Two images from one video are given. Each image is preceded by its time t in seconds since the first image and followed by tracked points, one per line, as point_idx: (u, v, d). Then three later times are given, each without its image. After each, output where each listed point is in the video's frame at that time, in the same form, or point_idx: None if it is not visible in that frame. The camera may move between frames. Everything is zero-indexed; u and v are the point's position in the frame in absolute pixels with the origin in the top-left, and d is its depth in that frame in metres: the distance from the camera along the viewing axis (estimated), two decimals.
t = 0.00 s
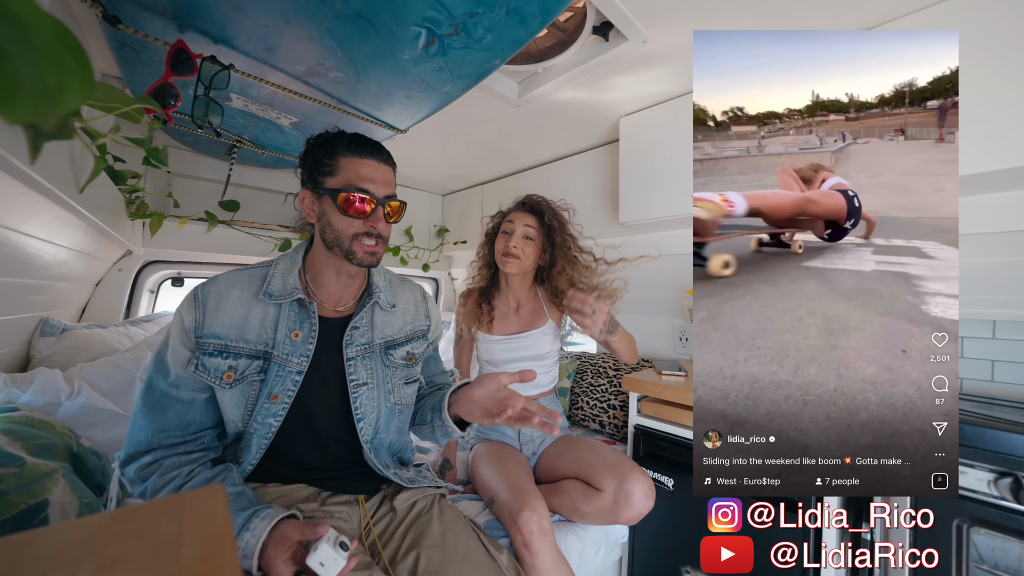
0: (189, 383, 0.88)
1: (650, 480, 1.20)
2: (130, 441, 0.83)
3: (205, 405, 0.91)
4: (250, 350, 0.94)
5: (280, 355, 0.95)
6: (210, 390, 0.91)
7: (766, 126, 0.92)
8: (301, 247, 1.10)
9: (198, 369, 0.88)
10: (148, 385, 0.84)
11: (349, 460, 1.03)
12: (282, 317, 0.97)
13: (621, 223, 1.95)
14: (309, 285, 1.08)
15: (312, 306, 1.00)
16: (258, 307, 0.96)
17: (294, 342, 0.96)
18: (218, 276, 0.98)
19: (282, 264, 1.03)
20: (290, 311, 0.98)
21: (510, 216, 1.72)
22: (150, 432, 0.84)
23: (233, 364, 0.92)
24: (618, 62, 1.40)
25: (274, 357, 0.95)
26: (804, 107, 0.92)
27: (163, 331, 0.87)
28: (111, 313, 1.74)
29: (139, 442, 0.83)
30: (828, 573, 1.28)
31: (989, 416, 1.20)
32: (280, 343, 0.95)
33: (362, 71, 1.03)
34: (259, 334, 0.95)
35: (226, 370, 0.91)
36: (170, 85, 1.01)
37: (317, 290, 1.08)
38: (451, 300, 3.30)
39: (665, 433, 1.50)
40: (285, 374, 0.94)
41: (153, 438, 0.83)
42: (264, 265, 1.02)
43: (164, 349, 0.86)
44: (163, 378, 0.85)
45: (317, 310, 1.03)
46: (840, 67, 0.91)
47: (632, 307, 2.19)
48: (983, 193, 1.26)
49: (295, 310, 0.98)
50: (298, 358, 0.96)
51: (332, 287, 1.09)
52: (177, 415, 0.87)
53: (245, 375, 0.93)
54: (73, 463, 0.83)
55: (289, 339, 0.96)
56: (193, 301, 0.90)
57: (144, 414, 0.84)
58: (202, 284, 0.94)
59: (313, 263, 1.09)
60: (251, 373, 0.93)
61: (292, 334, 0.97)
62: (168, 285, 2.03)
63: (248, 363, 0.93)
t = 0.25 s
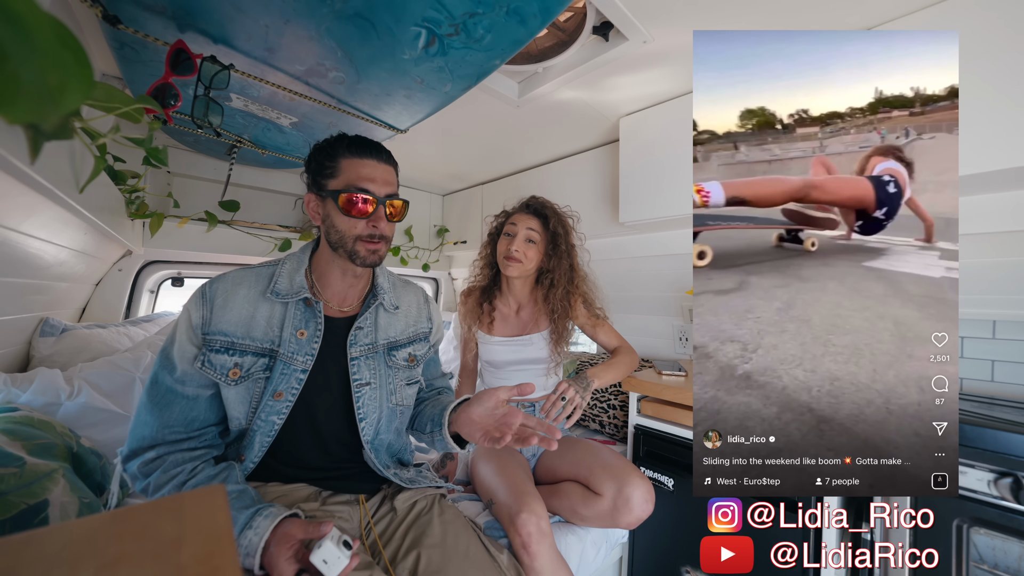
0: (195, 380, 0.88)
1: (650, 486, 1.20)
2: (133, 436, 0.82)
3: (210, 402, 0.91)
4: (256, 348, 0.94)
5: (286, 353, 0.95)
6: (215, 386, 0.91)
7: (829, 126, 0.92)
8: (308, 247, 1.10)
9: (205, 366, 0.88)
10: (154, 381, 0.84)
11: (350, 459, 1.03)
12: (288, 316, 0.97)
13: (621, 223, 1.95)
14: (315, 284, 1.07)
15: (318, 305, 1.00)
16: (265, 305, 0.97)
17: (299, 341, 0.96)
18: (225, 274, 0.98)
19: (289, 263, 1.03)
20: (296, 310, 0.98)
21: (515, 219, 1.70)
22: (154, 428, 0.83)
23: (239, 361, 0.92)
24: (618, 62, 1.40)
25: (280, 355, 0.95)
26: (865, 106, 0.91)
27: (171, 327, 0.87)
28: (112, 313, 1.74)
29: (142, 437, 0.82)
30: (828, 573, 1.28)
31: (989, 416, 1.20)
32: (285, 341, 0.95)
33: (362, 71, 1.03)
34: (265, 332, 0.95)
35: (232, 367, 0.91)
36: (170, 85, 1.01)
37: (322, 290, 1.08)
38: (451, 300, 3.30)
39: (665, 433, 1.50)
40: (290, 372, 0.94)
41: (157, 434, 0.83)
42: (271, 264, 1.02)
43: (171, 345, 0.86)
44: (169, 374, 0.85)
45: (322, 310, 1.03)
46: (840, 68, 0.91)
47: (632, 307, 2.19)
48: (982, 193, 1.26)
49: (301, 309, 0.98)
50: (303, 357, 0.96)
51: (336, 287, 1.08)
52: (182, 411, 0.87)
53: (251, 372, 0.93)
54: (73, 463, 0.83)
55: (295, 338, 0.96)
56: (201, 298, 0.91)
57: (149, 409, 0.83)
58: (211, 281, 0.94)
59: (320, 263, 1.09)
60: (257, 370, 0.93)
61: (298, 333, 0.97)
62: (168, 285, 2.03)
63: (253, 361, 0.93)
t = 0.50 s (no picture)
0: (198, 379, 0.88)
1: (651, 488, 1.20)
2: (136, 435, 0.82)
3: (212, 402, 0.91)
4: (259, 348, 0.94)
5: (289, 354, 0.95)
6: (218, 386, 0.91)
7: (857, 126, 0.92)
8: (311, 247, 1.10)
9: (208, 366, 0.88)
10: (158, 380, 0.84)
11: (351, 459, 1.03)
12: (291, 317, 0.97)
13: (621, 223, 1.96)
14: (317, 286, 1.08)
15: (321, 306, 1.00)
16: (268, 305, 0.97)
17: (302, 342, 0.96)
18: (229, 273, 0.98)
19: (293, 263, 1.03)
20: (299, 311, 0.98)
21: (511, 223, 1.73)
22: (157, 427, 0.83)
23: (242, 362, 0.91)
24: (618, 62, 1.40)
25: (283, 355, 0.95)
26: (897, 104, 0.91)
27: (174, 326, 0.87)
28: (111, 313, 1.74)
29: (146, 437, 0.82)
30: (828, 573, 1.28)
31: (989, 416, 1.20)
32: (288, 342, 0.95)
33: (362, 71, 1.03)
34: (269, 333, 0.95)
35: (235, 367, 0.90)
36: (170, 85, 1.01)
37: (324, 291, 1.08)
38: (451, 301, 3.29)
39: (665, 433, 1.50)
40: (292, 373, 0.94)
41: (160, 433, 0.83)
42: (275, 265, 1.03)
43: (175, 344, 0.86)
44: (173, 373, 0.85)
45: (325, 310, 1.03)
46: (840, 69, 0.91)
47: (632, 307, 2.19)
48: (982, 193, 1.26)
49: (304, 310, 0.99)
50: (306, 357, 0.96)
51: (339, 287, 1.09)
52: (185, 411, 0.87)
53: (254, 372, 0.93)
54: (73, 463, 0.83)
55: (298, 339, 0.96)
56: (204, 298, 0.90)
57: (153, 409, 0.83)
58: (215, 281, 0.94)
59: (322, 264, 1.09)
60: (260, 371, 0.93)
61: (301, 334, 0.97)
62: (168, 285, 2.03)
63: (256, 361, 0.93)
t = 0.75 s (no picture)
0: (200, 378, 0.88)
1: (650, 490, 1.20)
2: (139, 433, 0.83)
3: (215, 401, 0.92)
4: (261, 347, 0.94)
5: (290, 352, 0.95)
6: (220, 385, 0.91)
7: (845, 131, 0.92)
8: (312, 247, 1.11)
9: (210, 364, 0.88)
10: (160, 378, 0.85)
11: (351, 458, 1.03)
12: (293, 316, 0.97)
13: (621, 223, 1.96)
14: (319, 284, 1.08)
15: (323, 304, 1.00)
16: (270, 304, 0.97)
17: (304, 340, 0.96)
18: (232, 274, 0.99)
19: (296, 262, 1.04)
20: (301, 310, 0.98)
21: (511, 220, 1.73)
22: (159, 425, 0.84)
23: (244, 360, 0.92)
24: (618, 62, 1.40)
25: (284, 354, 0.95)
26: (882, 109, 0.91)
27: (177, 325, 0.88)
28: (112, 313, 1.74)
29: (148, 434, 0.83)
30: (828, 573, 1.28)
31: (989, 417, 1.20)
32: (290, 341, 0.95)
33: (362, 71, 1.03)
34: (271, 331, 0.95)
35: (237, 366, 0.91)
36: (170, 85, 1.01)
37: (327, 289, 1.08)
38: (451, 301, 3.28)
39: (665, 433, 1.50)
40: (293, 371, 0.94)
41: (162, 431, 0.84)
42: (277, 263, 1.03)
43: (177, 343, 0.87)
44: (175, 371, 0.86)
45: (327, 309, 1.03)
46: (839, 70, 0.91)
47: (632, 306, 2.19)
48: (982, 193, 1.26)
49: (306, 309, 0.98)
50: (307, 356, 0.96)
51: (342, 284, 1.09)
52: (187, 409, 0.87)
53: (256, 371, 0.93)
54: (73, 463, 0.83)
55: (299, 337, 0.96)
56: (207, 297, 0.92)
57: (155, 406, 0.84)
58: (217, 280, 0.95)
59: (325, 261, 1.09)
60: (261, 369, 0.93)
61: (302, 332, 0.97)
62: (168, 285, 2.03)
63: (258, 360, 0.93)
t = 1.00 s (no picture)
0: (201, 377, 0.88)
1: (649, 491, 1.20)
2: (139, 431, 0.82)
3: (216, 400, 0.91)
4: (262, 346, 0.94)
5: (291, 353, 0.94)
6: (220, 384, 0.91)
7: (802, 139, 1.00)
8: (316, 246, 1.10)
9: (212, 363, 0.88)
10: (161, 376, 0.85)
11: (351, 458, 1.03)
12: (294, 316, 0.97)
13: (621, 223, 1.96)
14: (322, 285, 1.08)
15: (325, 305, 0.99)
16: (271, 305, 0.97)
17: (305, 341, 0.96)
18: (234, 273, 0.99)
19: (298, 262, 1.03)
20: (302, 310, 0.98)
21: (522, 223, 1.67)
22: (160, 424, 0.83)
23: (245, 359, 0.92)
24: (618, 62, 1.40)
25: (286, 354, 0.95)
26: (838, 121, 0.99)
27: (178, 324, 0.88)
28: (111, 313, 1.74)
29: (148, 433, 0.82)
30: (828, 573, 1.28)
31: (989, 417, 1.21)
32: (292, 341, 0.95)
33: (362, 71, 1.03)
34: (272, 331, 0.95)
35: (238, 365, 0.91)
36: (170, 85, 1.01)
37: (329, 290, 1.08)
38: (451, 300, 3.27)
39: (665, 433, 1.50)
40: (295, 372, 0.94)
41: (162, 430, 0.83)
42: (279, 263, 1.02)
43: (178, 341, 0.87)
44: (176, 371, 0.85)
45: (329, 310, 1.02)
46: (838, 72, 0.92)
47: (632, 307, 2.19)
48: (982, 193, 1.26)
49: (307, 310, 0.98)
50: (308, 356, 0.96)
51: (343, 287, 1.08)
52: (188, 408, 0.87)
53: (256, 370, 0.93)
54: (73, 463, 0.83)
55: (301, 338, 0.96)
56: (209, 296, 0.91)
57: (156, 405, 0.83)
58: (218, 280, 0.95)
59: (328, 264, 1.09)
60: (262, 369, 0.93)
61: (303, 333, 0.96)
62: (168, 285, 2.02)
63: (259, 360, 0.93)
